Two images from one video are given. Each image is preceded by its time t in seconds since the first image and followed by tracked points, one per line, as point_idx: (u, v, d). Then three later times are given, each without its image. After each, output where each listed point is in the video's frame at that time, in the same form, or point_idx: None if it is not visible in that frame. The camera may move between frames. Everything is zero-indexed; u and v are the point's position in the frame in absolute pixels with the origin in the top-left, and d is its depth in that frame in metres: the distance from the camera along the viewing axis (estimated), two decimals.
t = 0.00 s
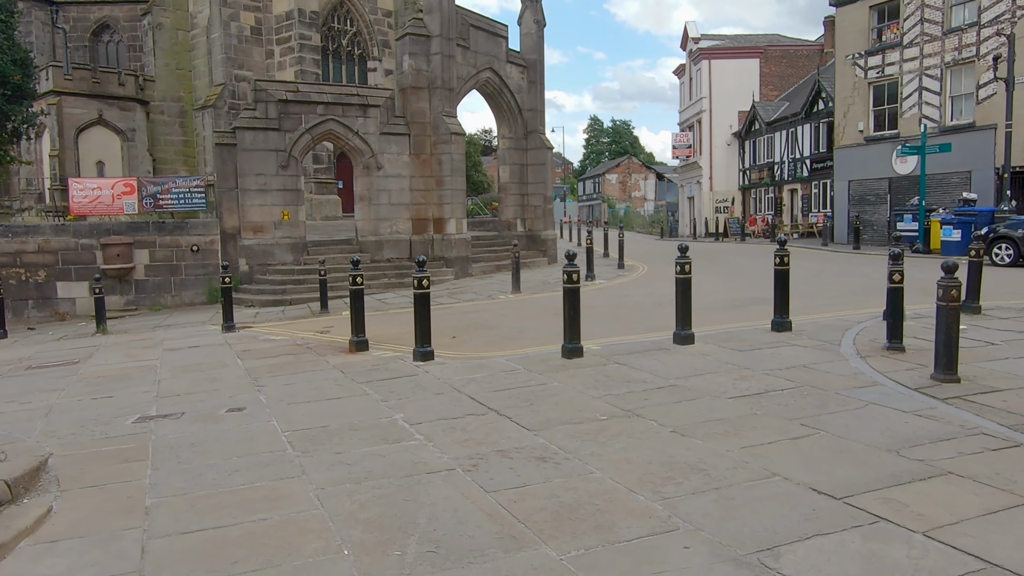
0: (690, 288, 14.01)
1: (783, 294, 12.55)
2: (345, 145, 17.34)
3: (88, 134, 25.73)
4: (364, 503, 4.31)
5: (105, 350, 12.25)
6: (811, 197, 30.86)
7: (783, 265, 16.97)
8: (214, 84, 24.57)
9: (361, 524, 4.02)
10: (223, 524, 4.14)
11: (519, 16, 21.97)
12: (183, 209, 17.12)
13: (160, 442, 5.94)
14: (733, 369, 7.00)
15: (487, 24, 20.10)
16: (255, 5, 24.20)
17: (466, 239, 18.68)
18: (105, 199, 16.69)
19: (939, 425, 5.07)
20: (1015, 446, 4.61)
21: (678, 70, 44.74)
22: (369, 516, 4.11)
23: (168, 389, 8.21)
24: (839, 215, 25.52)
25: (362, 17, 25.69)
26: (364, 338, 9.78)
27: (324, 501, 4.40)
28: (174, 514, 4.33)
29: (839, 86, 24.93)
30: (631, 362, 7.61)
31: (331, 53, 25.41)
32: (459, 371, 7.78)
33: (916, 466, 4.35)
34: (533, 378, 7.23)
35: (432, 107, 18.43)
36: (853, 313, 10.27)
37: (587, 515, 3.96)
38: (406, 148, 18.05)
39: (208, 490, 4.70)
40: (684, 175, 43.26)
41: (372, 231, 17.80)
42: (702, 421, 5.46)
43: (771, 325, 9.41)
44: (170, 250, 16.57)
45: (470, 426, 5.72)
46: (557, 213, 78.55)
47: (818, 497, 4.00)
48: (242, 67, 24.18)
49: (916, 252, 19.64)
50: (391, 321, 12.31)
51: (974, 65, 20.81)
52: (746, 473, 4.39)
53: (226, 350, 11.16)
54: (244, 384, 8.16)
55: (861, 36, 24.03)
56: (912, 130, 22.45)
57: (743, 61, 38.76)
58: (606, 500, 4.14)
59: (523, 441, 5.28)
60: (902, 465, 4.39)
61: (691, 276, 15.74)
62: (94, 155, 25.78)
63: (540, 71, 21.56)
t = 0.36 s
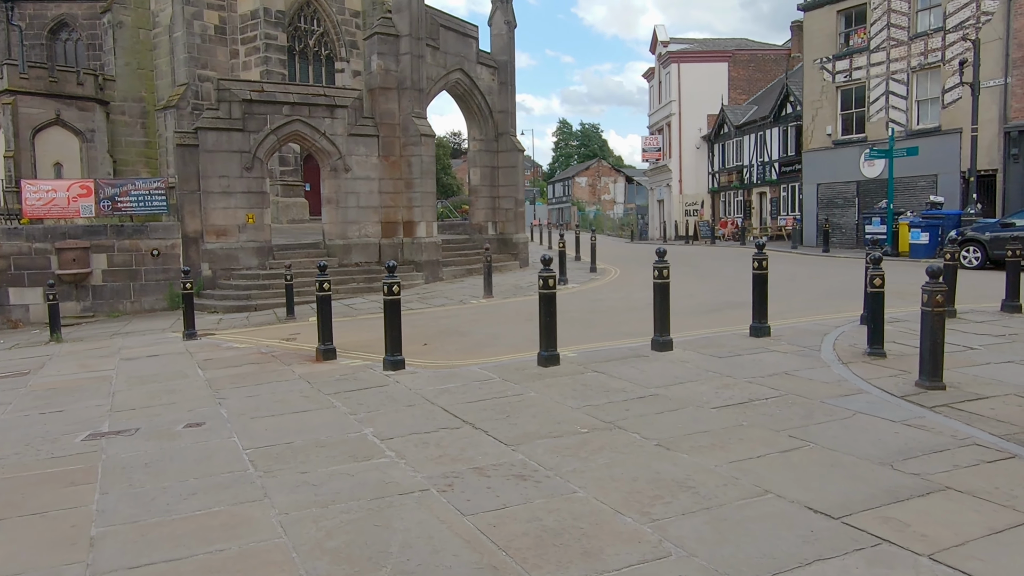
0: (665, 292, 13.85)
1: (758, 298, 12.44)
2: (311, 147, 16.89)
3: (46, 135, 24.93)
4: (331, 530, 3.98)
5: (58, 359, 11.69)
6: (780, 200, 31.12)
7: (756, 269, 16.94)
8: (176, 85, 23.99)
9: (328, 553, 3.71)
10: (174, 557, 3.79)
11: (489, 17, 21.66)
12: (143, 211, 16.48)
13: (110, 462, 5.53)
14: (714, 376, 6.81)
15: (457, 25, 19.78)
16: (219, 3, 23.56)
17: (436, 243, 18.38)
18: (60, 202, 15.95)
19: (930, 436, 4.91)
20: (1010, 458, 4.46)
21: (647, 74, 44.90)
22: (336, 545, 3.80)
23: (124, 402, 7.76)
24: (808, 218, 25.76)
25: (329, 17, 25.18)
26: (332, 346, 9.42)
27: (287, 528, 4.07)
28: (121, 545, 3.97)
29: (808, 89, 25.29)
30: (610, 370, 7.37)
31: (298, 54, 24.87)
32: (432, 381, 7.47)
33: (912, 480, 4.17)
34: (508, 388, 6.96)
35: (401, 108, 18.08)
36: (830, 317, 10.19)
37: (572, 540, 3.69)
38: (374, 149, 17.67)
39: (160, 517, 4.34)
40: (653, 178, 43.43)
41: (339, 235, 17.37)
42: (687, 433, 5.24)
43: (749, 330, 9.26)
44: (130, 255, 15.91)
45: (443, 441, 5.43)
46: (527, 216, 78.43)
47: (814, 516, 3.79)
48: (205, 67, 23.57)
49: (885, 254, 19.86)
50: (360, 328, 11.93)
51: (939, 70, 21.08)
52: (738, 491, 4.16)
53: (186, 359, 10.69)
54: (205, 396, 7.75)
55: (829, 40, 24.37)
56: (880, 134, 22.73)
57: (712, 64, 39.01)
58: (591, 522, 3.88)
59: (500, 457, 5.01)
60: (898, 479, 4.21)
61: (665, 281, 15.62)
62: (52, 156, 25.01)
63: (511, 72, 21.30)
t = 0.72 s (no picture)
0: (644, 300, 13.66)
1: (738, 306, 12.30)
2: (282, 151, 16.46)
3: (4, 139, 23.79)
4: (305, 564, 3.67)
5: (14, 373, 11.13)
6: (753, 206, 31.33)
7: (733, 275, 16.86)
8: (142, 88, 23.38)
9: None
10: None
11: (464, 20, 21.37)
12: (107, 217, 15.72)
13: (64, 487, 5.14)
14: (702, 388, 6.60)
15: (431, 28, 19.45)
16: (187, 5, 23.01)
17: (410, 249, 17.99)
18: (18, 208, 14.87)
19: (931, 450, 4.74)
20: (1016, 473, 4.30)
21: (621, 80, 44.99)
22: None
23: (82, 420, 7.32)
24: (782, 224, 25.97)
25: (300, 21, 24.73)
26: (303, 358, 9.05)
27: (256, 563, 3.74)
28: None
29: (782, 96, 25.56)
30: (594, 382, 7.13)
31: (269, 57, 24.38)
32: (409, 394, 7.14)
33: (920, 500, 3.98)
34: (490, 402, 6.67)
35: (374, 112, 17.72)
36: (813, 324, 10.08)
37: (567, 572, 3.42)
38: (347, 154, 17.30)
39: (117, 552, 3.98)
40: (627, 184, 43.53)
41: (311, 241, 16.94)
42: (680, 450, 5.00)
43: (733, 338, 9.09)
44: (92, 262, 15.34)
45: (423, 462, 5.12)
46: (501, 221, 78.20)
47: (823, 542, 3.56)
48: (173, 70, 22.99)
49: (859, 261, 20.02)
50: (333, 338, 11.55)
51: (910, 77, 21.37)
52: (739, 514, 3.93)
53: (151, 372, 10.23)
54: (168, 413, 7.34)
55: (801, 47, 24.63)
56: (852, 140, 22.96)
57: (685, 71, 39.22)
58: (587, 551, 3.61)
59: (485, 478, 4.73)
60: (905, 499, 4.01)
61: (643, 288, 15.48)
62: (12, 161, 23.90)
63: (486, 76, 21.04)
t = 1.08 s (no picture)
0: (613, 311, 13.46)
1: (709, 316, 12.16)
2: (242, 159, 15.96)
3: None
4: None
5: None
6: (718, 216, 31.59)
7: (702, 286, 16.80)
8: (97, 95, 22.56)
9: None
10: None
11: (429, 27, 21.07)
12: (56, 227, 15.04)
13: None
14: (679, 403, 6.35)
15: (396, 35, 19.09)
16: (144, 10, 22.33)
17: (375, 260, 17.52)
18: None
19: (920, 468, 4.56)
20: (1010, 492, 4.13)
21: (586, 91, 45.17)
22: None
23: (19, 444, 6.79)
24: (748, 235, 26.31)
25: (262, 28, 24.22)
26: (261, 374, 8.60)
27: None
28: None
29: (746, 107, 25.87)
30: (566, 397, 6.83)
31: (229, 64, 23.80)
32: (373, 412, 6.77)
33: (917, 523, 3.77)
34: (457, 419, 6.33)
35: (338, 119, 17.31)
36: (785, 335, 9.96)
37: None
38: (309, 162, 16.86)
39: None
40: (593, 195, 43.64)
41: (272, 252, 16.44)
42: (661, 471, 4.74)
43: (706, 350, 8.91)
44: (40, 274, 14.59)
45: (388, 488, 4.77)
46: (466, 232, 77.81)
47: (820, 572, 3.32)
48: (130, 76, 22.25)
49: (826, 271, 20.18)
50: (294, 353, 11.10)
51: (872, 89, 21.83)
52: (728, 543, 3.67)
53: (98, 391, 9.65)
54: (114, 435, 6.84)
55: (765, 59, 25.02)
56: (816, 151, 23.28)
57: (650, 82, 39.51)
58: None
59: (455, 505, 4.41)
60: (900, 522, 3.79)
61: (612, 300, 15.31)
62: None
63: (452, 85, 20.75)
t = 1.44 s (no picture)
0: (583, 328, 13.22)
1: (679, 333, 11.98)
2: (200, 172, 15.41)
3: None
4: None
5: None
6: (685, 231, 31.76)
7: (671, 301, 16.69)
8: (51, 106, 21.73)
9: None
10: None
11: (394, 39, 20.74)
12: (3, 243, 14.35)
13: None
14: (654, 427, 6.08)
15: (360, 46, 18.71)
16: (102, 20, 21.60)
17: (339, 275, 17.05)
18: None
19: (909, 497, 4.34)
20: (1004, 523, 3.92)
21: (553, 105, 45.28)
22: None
23: None
24: (715, 250, 26.52)
25: (224, 39, 23.66)
26: (214, 398, 8.12)
27: None
28: None
29: (712, 122, 26.23)
30: (536, 421, 6.51)
31: (190, 76, 23.16)
32: (332, 440, 6.37)
33: (913, 561, 3.53)
34: (422, 447, 5.97)
35: (300, 131, 16.84)
36: (758, 352, 9.80)
37: None
38: (271, 175, 16.39)
39: None
40: (561, 209, 43.63)
41: (231, 268, 15.88)
42: (638, 503, 4.44)
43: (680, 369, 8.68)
44: None
45: (346, 526, 4.40)
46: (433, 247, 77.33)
47: None
48: (85, 87, 21.49)
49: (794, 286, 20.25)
50: (252, 374, 10.61)
51: (836, 105, 22.36)
52: None
53: (40, 417, 9.05)
54: (50, 468, 6.32)
55: (731, 74, 25.45)
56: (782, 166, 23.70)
57: (616, 97, 39.73)
58: None
59: (418, 546, 4.06)
60: (895, 560, 3.55)
61: (582, 315, 15.08)
62: None
63: (418, 97, 20.46)
